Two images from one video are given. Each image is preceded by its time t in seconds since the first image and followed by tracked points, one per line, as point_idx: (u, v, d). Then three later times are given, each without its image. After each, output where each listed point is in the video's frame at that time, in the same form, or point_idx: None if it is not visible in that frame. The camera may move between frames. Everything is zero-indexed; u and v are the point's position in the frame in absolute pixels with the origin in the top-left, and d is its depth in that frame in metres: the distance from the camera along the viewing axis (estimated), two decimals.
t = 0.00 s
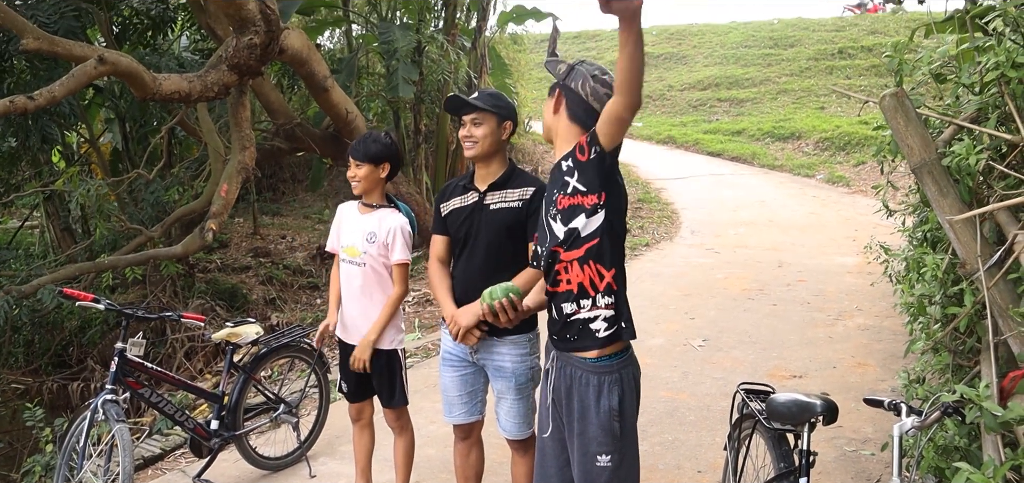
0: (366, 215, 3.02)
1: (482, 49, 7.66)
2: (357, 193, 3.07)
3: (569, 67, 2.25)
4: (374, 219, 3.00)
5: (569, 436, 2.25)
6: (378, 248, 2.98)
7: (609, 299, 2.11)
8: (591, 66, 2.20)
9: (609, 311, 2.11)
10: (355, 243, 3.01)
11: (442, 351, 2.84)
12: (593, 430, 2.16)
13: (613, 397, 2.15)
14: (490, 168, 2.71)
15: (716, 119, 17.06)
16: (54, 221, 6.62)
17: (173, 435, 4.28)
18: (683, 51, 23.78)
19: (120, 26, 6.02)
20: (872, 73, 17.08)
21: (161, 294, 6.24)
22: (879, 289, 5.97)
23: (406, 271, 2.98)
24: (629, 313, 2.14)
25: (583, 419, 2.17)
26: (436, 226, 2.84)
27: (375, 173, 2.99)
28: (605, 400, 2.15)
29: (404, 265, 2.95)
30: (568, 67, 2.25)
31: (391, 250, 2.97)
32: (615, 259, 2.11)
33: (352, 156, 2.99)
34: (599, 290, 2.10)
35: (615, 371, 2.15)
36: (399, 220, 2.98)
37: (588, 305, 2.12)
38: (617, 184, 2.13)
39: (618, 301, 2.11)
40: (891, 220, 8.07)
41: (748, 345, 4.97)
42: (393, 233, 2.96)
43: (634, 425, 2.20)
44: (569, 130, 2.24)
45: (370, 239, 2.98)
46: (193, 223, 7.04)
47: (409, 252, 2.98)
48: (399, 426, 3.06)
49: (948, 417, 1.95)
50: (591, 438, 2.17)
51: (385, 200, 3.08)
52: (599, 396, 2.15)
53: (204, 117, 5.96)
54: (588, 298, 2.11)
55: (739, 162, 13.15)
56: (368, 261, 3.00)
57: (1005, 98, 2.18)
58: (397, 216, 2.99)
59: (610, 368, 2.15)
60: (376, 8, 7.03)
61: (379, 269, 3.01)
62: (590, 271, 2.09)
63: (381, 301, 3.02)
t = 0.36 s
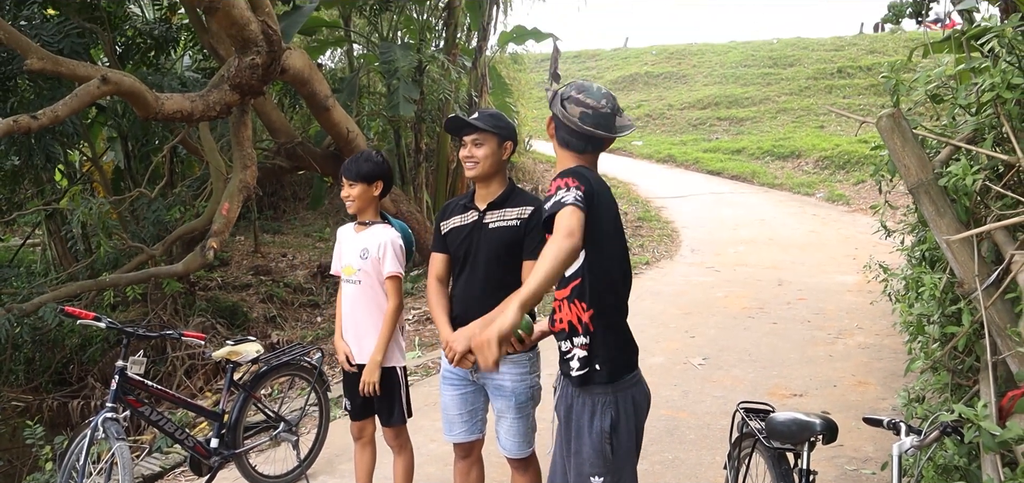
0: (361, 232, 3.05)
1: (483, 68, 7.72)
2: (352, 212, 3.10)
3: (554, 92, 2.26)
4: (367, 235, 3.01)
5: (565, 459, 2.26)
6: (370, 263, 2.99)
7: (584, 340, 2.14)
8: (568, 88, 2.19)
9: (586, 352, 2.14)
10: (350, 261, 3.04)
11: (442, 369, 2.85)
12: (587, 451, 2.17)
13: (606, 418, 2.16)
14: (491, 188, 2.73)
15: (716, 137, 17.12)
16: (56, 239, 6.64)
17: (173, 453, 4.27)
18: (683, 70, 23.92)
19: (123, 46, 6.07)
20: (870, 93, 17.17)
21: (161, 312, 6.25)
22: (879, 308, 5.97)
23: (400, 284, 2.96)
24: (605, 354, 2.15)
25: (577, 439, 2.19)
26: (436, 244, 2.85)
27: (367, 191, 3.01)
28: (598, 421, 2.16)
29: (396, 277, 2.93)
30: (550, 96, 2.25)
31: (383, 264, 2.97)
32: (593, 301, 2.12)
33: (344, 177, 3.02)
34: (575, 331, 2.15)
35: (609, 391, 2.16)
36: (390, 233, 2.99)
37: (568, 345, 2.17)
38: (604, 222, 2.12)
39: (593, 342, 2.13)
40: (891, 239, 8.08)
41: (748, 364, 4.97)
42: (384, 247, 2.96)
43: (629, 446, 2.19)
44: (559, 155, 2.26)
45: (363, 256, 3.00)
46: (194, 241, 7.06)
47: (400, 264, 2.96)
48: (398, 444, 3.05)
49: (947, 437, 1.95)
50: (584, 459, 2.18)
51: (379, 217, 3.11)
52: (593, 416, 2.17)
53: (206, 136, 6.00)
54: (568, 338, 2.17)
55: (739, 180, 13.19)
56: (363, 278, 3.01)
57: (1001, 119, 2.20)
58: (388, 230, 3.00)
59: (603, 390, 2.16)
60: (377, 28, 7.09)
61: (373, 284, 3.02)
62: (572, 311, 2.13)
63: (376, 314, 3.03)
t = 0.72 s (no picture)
0: (359, 233, 3.06)
1: (483, 71, 7.74)
2: (349, 214, 3.10)
3: (533, 97, 2.28)
4: (365, 236, 3.02)
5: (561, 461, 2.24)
6: (369, 264, 3.00)
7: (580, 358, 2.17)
8: (543, 92, 2.20)
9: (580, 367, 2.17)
10: (348, 262, 3.04)
11: (441, 371, 2.85)
12: (585, 451, 2.14)
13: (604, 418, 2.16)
14: (492, 189, 2.75)
15: (715, 140, 17.15)
16: (56, 241, 6.64)
17: (172, 455, 4.27)
18: (683, 74, 23.95)
19: (123, 49, 6.09)
20: (869, 96, 17.20)
21: (161, 314, 6.25)
22: (878, 310, 5.97)
23: (403, 285, 2.99)
24: (602, 370, 2.16)
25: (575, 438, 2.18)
26: (436, 245, 2.86)
27: (366, 193, 3.02)
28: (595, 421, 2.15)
29: (397, 278, 2.96)
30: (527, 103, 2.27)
31: (382, 265, 2.99)
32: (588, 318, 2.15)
33: (344, 178, 3.02)
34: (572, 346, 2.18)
35: (609, 393, 2.16)
36: (389, 234, 3.00)
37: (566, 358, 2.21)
38: (593, 239, 2.13)
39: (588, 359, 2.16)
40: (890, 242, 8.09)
41: (748, 366, 4.97)
42: (383, 248, 2.97)
43: (628, 447, 2.19)
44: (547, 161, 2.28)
45: (361, 257, 3.01)
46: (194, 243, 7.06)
47: (401, 265, 2.99)
48: (397, 445, 3.05)
49: (944, 437, 1.96)
50: (581, 459, 2.15)
51: (378, 218, 3.12)
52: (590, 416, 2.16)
53: (206, 138, 6.01)
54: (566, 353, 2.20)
55: (739, 183, 13.21)
56: (361, 279, 3.02)
57: (998, 121, 2.21)
58: (387, 231, 3.01)
59: (601, 394, 2.16)
60: (378, 30, 7.11)
61: (373, 285, 3.03)
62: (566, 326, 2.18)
63: (373, 315, 3.04)
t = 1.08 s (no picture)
0: (362, 225, 3.04)
1: (483, 63, 7.72)
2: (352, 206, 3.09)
3: (550, 84, 2.22)
4: (371, 228, 3.02)
5: (574, 453, 2.26)
6: (378, 257, 2.99)
7: (603, 350, 2.15)
8: (577, 80, 2.20)
9: (604, 361, 2.15)
10: (354, 255, 3.02)
11: (441, 363, 2.86)
12: (600, 442, 2.18)
13: (621, 408, 2.17)
14: (492, 181, 2.74)
15: (715, 133, 17.13)
16: (55, 233, 6.64)
17: (172, 447, 4.28)
18: (683, 66, 23.90)
19: (121, 41, 6.07)
20: (869, 89, 17.17)
21: (160, 307, 6.25)
22: (878, 303, 5.98)
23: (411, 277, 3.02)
24: (623, 362, 2.16)
25: (590, 432, 2.19)
26: (436, 238, 2.86)
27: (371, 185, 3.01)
28: (614, 411, 2.17)
29: (408, 271, 2.99)
30: (549, 86, 2.21)
31: (393, 258, 3.00)
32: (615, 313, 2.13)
33: (348, 171, 3.00)
34: (595, 340, 2.15)
35: (628, 384, 2.18)
36: (396, 227, 3.02)
37: (585, 351, 2.17)
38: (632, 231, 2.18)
39: (612, 352, 2.15)
40: (890, 234, 8.09)
41: (747, 358, 4.98)
42: (393, 241, 2.99)
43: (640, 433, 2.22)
44: (562, 150, 2.25)
45: (369, 249, 2.99)
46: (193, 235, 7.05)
47: (411, 257, 3.02)
48: (399, 437, 3.06)
49: (943, 429, 1.97)
50: (598, 450, 2.18)
51: (382, 211, 3.11)
52: (606, 408, 2.17)
53: (205, 130, 6.00)
54: (586, 346, 2.17)
55: (739, 176, 13.20)
56: (368, 272, 3.00)
57: (998, 113, 2.21)
58: (395, 224, 3.03)
59: (620, 386, 2.17)
60: (377, 22, 7.09)
61: (382, 278, 3.01)
62: (591, 321, 2.14)
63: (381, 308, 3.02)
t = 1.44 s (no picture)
0: (371, 221, 3.04)
1: (489, 55, 7.69)
2: (361, 201, 3.09)
3: (586, 75, 2.18)
4: (379, 226, 3.01)
5: (586, 447, 2.24)
6: (385, 255, 2.99)
7: (627, 339, 2.15)
8: (608, 73, 2.20)
9: (626, 351, 2.14)
10: (361, 255, 3.02)
11: (446, 358, 2.85)
12: (616, 435, 2.16)
13: (637, 401, 2.16)
14: (497, 174, 2.73)
15: (722, 126, 17.06)
16: (63, 226, 6.66)
17: (178, 440, 4.30)
18: (690, 58, 23.79)
19: (128, 33, 6.07)
20: (878, 81, 17.06)
21: (167, 299, 6.27)
22: (886, 296, 5.95)
23: (413, 272, 2.99)
24: (644, 351, 2.17)
25: (605, 425, 2.17)
26: (441, 232, 2.85)
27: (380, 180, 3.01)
28: (629, 403, 2.15)
29: (410, 264, 2.96)
30: (585, 76, 2.17)
31: (396, 255, 2.98)
32: (640, 302, 2.16)
33: (355, 165, 3.00)
34: (620, 329, 2.15)
35: (645, 375, 2.18)
36: (404, 220, 3.01)
37: (606, 342, 2.15)
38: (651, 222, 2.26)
39: (635, 341, 2.15)
40: (898, 227, 8.04)
41: (754, 352, 4.97)
42: (399, 238, 2.98)
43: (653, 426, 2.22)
44: (584, 142, 2.23)
45: (376, 248, 2.99)
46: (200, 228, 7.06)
47: (416, 250, 3.00)
48: (406, 431, 3.06)
49: (952, 424, 1.96)
50: (612, 444, 2.17)
51: (391, 205, 3.11)
52: (622, 400, 2.16)
53: (211, 123, 6.01)
54: (607, 336, 2.15)
55: (746, 169, 13.14)
56: (375, 272, 3.00)
57: (1010, 105, 2.17)
58: (404, 218, 3.02)
59: (638, 379, 2.16)
60: (383, 14, 7.07)
61: (385, 279, 3.01)
62: (616, 311, 2.14)
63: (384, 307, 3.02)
